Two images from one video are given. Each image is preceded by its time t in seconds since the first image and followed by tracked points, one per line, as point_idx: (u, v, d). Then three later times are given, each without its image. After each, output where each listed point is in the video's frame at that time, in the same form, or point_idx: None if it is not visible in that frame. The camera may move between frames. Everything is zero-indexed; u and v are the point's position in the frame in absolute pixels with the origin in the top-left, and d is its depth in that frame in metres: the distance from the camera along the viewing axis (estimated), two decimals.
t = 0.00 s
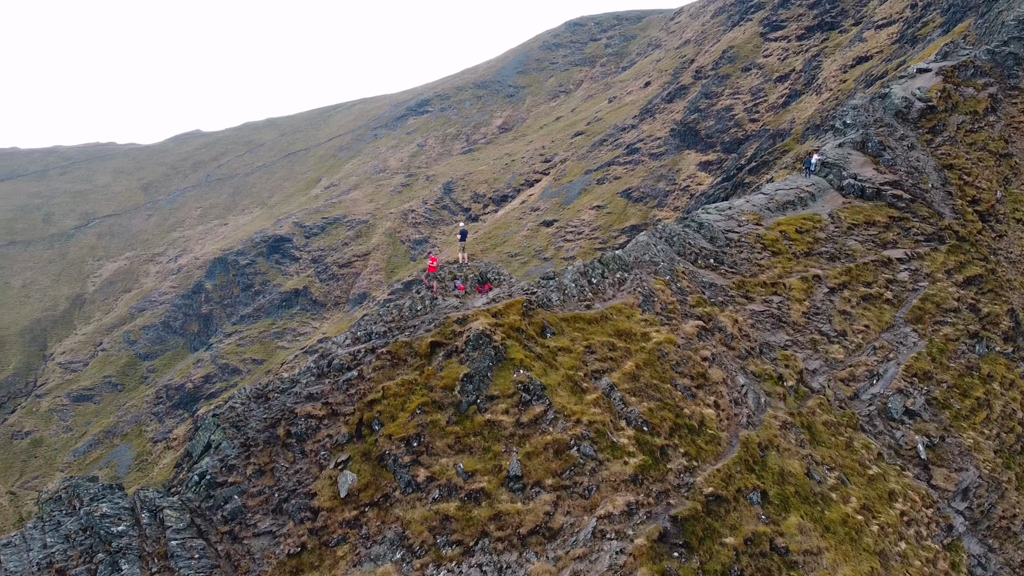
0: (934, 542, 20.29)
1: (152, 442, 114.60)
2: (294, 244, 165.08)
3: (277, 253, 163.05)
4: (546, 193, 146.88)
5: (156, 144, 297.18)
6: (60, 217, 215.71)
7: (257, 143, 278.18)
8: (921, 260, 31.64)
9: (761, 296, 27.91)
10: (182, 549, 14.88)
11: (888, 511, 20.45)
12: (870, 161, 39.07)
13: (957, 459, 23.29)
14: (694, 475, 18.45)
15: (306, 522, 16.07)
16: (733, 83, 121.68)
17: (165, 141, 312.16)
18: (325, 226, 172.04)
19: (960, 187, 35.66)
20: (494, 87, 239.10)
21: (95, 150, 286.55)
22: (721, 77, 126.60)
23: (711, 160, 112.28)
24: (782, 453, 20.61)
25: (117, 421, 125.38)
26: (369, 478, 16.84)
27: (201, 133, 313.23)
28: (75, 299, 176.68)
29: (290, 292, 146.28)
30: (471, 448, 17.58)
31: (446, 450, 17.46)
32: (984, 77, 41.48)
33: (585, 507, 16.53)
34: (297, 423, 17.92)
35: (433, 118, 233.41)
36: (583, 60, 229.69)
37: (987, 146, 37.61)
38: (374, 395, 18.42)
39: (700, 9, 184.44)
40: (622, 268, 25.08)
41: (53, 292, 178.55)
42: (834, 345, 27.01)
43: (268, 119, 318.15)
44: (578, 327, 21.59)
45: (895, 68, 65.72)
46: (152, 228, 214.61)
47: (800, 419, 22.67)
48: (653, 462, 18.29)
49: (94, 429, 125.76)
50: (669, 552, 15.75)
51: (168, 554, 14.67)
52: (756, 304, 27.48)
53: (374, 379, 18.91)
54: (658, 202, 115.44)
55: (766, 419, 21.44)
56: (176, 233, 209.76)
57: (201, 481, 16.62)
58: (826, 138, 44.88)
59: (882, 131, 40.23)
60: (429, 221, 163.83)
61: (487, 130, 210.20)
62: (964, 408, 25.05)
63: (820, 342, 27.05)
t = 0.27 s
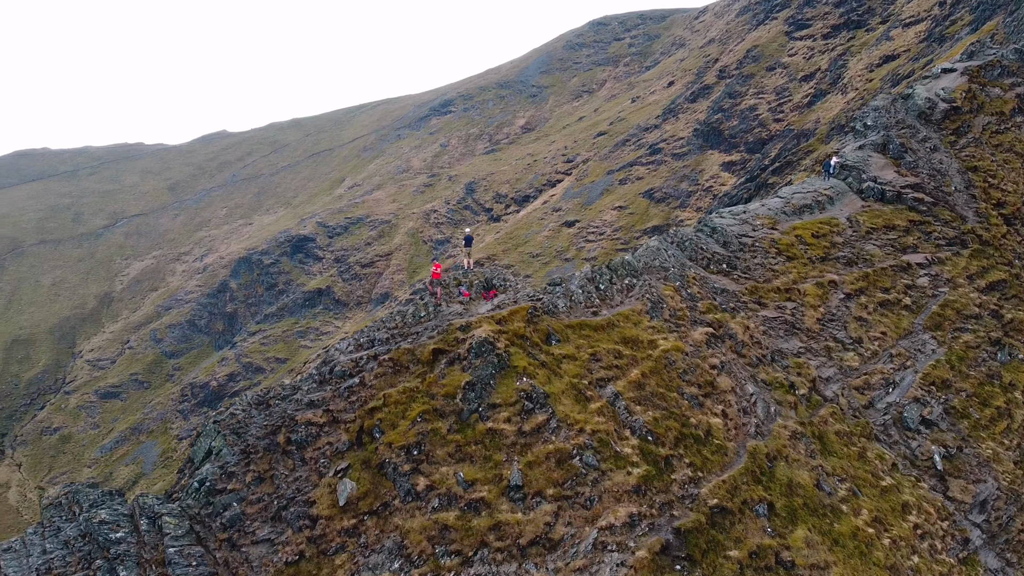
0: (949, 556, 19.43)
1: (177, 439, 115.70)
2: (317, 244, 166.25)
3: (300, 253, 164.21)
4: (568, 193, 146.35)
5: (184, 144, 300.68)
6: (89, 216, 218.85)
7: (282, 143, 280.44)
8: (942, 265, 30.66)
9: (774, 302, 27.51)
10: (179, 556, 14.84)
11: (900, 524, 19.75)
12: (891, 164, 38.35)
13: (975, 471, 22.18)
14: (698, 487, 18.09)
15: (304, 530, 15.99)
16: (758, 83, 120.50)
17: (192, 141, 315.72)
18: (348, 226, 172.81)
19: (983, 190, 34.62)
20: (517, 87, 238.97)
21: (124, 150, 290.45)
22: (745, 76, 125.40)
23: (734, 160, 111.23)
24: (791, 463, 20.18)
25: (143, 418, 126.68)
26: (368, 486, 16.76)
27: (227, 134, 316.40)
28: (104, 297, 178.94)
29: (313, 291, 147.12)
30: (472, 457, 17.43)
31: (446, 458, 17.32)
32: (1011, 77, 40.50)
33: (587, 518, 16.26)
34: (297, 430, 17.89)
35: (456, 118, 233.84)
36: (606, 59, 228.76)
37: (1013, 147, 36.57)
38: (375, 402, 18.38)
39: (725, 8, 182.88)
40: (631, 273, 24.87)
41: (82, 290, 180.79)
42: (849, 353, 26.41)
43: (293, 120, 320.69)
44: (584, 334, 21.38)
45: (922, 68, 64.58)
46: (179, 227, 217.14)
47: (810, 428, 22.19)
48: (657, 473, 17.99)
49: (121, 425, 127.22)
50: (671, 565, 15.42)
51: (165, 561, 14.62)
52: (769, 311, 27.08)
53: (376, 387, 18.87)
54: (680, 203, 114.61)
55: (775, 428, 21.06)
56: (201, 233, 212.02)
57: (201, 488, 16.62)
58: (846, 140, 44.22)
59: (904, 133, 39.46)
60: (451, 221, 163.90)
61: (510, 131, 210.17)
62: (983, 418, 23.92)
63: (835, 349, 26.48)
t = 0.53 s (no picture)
0: (962, 569, 18.82)
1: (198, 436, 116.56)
2: (337, 244, 166.94)
3: (320, 252, 164.97)
4: (586, 193, 145.78)
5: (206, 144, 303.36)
6: (113, 215, 221.33)
7: (303, 143, 282.10)
8: (960, 270, 29.71)
9: (786, 307, 27.15)
10: (177, 562, 14.77)
11: (910, 535, 19.15)
12: (908, 166, 37.72)
13: (990, 481, 21.36)
14: (702, 496, 17.77)
15: (303, 537, 15.94)
16: (779, 82, 119.44)
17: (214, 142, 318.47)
18: (367, 226, 173.10)
19: (1005, 192, 33.58)
20: (536, 87, 238.73)
21: (147, 150, 293.46)
22: (766, 76, 124.33)
23: (755, 160, 110.29)
24: (798, 473, 19.79)
25: (165, 416, 127.98)
26: (367, 493, 16.68)
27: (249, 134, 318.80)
28: (127, 296, 180.93)
29: (333, 291, 147.63)
30: (472, 465, 17.30)
31: (446, 466, 17.22)
32: None
33: (588, 527, 16.04)
34: (297, 436, 17.85)
35: (475, 118, 234.02)
36: (626, 59, 227.72)
37: None
38: (375, 408, 18.32)
39: (746, 7, 181.37)
40: (638, 278, 24.68)
41: (106, 289, 182.55)
42: (861, 359, 25.82)
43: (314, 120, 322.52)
44: (589, 340, 21.20)
45: (945, 67, 63.56)
46: (201, 227, 219.11)
47: (819, 436, 21.74)
48: (660, 482, 17.72)
49: (143, 422, 128.48)
50: None
51: (162, 568, 14.55)
52: (779, 316, 26.71)
53: (377, 393, 18.82)
54: (699, 203, 113.84)
55: (783, 437, 20.70)
56: (223, 232, 213.88)
57: (200, 493, 16.61)
58: (863, 142, 43.63)
59: (922, 134, 38.76)
60: (470, 221, 163.68)
61: (529, 131, 209.96)
62: (1001, 427, 23.03)
63: (847, 356, 25.96)
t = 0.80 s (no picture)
0: None
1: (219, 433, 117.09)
2: (357, 243, 167.16)
3: (340, 252, 165.53)
4: (606, 193, 144.98)
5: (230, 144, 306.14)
6: (138, 215, 223.90)
7: (325, 143, 283.64)
8: (979, 275, 28.89)
9: (796, 314, 26.71)
10: (172, 569, 14.77)
11: (920, 549, 18.40)
12: (927, 169, 37.00)
13: (1005, 492, 20.36)
14: (704, 508, 17.40)
15: (299, 546, 15.84)
16: (801, 82, 118.10)
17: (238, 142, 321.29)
18: (387, 226, 173.06)
19: None
20: (557, 87, 238.04)
21: (172, 150, 296.66)
22: (788, 75, 122.98)
23: (776, 160, 109.06)
24: (805, 484, 19.28)
25: (187, 414, 129.02)
26: (364, 502, 16.54)
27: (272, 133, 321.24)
28: (151, 294, 182.83)
29: (353, 290, 147.98)
30: (471, 474, 17.14)
31: (445, 475, 17.05)
32: None
33: (587, 539, 15.73)
34: (296, 443, 17.80)
35: (496, 118, 233.89)
36: (648, 58, 226.30)
37: None
38: (375, 416, 18.22)
39: (770, 5, 179.52)
40: (645, 283, 24.43)
41: (130, 288, 184.52)
42: (874, 367, 25.23)
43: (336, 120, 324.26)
44: (592, 348, 20.98)
45: (971, 66, 62.32)
46: (224, 226, 220.99)
47: (827, 446, 21.21)
48: (662, 494, 17.40)
49: (166, 420, 129.52)
50: None
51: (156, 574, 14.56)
52: (789, 323, 26.28)
53: (376, 401, 18.72)
54: (719, 204, 112.77)
55: (790, 447, 20.25)
56: (246, 232, 215.59)
57: (198, 500, 16.63)
58: (882, 144, 42.94)
59: (942, 136, 38.02)
60: (490, 221, 163.40)
61: (549, 131, 209.45)
62: (1019, 436, 22.00)
63: (859, 363, 25.38)
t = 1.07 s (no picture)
0: None
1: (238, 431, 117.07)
2: (375, 243, 167.23)
3: (357, 252, 165.81)
4: (623, 193, 144.04)
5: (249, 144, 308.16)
6: (158, 215, 225.82)
7: (343, 143, 284.67)
8: (995, 280, 28.09)
9: (805, 320, 26.25)
10: None
11: (927, 562, 17.91)
12: (944, 171, 36.25)
13: (1019, 506, 19.79)
14: (703, 520, 17.02)
15: (293, 555, 15.72)
16: (821, 81, 116.81)
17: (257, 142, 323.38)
18: (405, 226, 172.59)
19: None
20: (575, 87, 237.26)
21: (193, 150, 298.98)
22: (808, 75, 121.75)
23: (795, 161, 107.88)
24: (809, 496, 18.71)
25: (205, 413, 129.59)
26: (359, 511, 16.41)
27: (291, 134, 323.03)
28: (171, 293, 184.15)
29: (370, 290, 147.91)
30: (467, 484, 16.93)
31: (440, 484, 16.88)
32: None
33: (583, 551, 15.46)
34: (291, 452, 17.79)
35: (514, 118, 233.59)
36: (667, 58, 224.88)
37: None
38: (371, 425, 18.13)
39: (790, 4, 177.80)
40: (649, 290, 24.18)
41: (151, 286, 185.88)
42: (884, 375, 24.64)
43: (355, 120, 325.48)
44: (593, 356, 20.80)
45: (993, 65, 61.18)
46: (243, 226, 222.32)
47: (833, 457, 20.70)
48: (660, 505, 17.08)
49: (185, 418, 130.11)
50: None
51: None
52: (797, 330, 25.82)
53: (373, 409, 18.62)
54: (737, 204, 111.68)
55: (794, 457, 19.80)
56: (265, 232, 216.82)
57: (193, 508, 16.69)
58: (898, 146, 42.27)
59: (959, 139, 37.32)
60: (506, 221, 163.01)
61: (567, 131, 208.75)
62: None
63: (869, 371, 24.83)
